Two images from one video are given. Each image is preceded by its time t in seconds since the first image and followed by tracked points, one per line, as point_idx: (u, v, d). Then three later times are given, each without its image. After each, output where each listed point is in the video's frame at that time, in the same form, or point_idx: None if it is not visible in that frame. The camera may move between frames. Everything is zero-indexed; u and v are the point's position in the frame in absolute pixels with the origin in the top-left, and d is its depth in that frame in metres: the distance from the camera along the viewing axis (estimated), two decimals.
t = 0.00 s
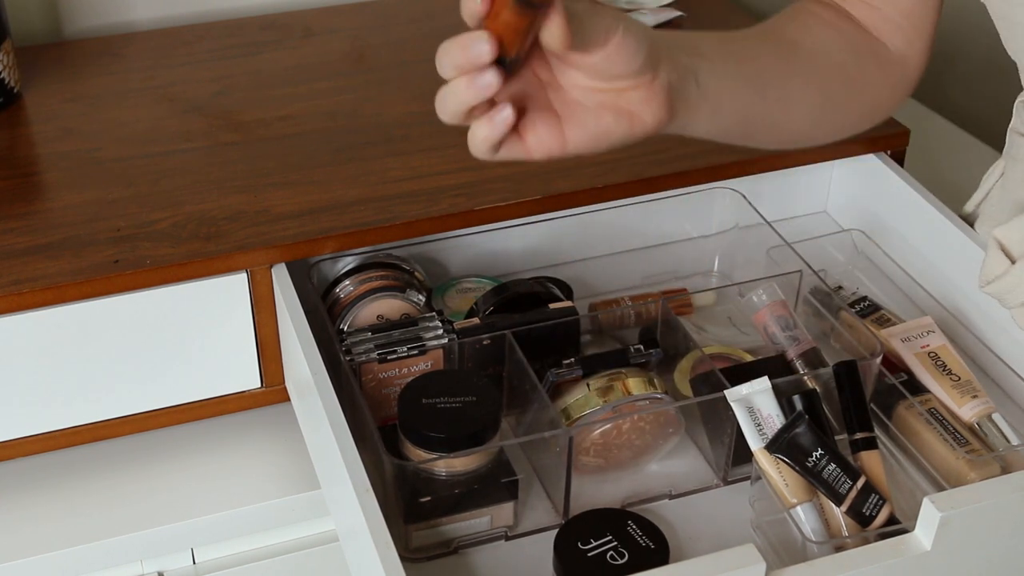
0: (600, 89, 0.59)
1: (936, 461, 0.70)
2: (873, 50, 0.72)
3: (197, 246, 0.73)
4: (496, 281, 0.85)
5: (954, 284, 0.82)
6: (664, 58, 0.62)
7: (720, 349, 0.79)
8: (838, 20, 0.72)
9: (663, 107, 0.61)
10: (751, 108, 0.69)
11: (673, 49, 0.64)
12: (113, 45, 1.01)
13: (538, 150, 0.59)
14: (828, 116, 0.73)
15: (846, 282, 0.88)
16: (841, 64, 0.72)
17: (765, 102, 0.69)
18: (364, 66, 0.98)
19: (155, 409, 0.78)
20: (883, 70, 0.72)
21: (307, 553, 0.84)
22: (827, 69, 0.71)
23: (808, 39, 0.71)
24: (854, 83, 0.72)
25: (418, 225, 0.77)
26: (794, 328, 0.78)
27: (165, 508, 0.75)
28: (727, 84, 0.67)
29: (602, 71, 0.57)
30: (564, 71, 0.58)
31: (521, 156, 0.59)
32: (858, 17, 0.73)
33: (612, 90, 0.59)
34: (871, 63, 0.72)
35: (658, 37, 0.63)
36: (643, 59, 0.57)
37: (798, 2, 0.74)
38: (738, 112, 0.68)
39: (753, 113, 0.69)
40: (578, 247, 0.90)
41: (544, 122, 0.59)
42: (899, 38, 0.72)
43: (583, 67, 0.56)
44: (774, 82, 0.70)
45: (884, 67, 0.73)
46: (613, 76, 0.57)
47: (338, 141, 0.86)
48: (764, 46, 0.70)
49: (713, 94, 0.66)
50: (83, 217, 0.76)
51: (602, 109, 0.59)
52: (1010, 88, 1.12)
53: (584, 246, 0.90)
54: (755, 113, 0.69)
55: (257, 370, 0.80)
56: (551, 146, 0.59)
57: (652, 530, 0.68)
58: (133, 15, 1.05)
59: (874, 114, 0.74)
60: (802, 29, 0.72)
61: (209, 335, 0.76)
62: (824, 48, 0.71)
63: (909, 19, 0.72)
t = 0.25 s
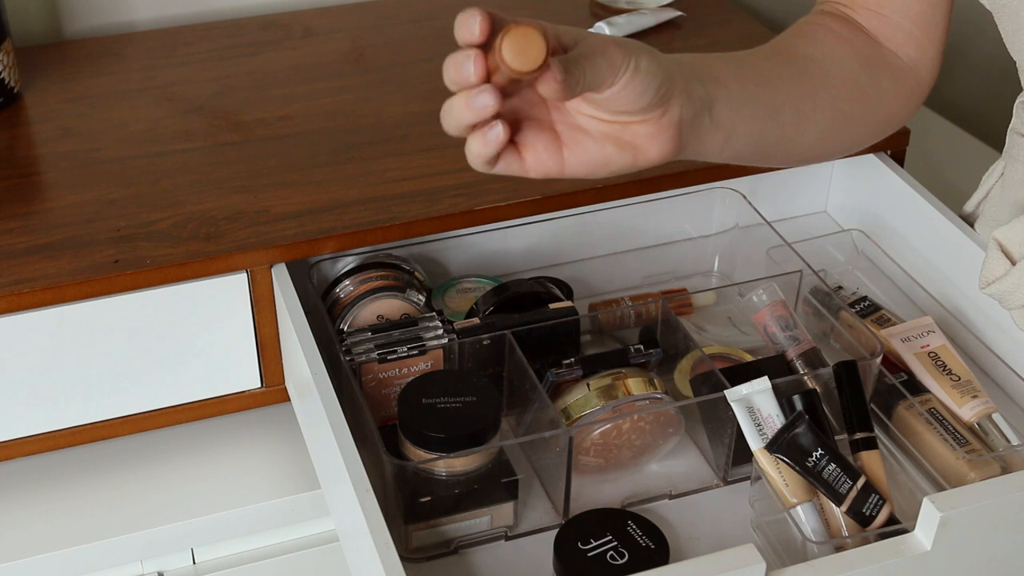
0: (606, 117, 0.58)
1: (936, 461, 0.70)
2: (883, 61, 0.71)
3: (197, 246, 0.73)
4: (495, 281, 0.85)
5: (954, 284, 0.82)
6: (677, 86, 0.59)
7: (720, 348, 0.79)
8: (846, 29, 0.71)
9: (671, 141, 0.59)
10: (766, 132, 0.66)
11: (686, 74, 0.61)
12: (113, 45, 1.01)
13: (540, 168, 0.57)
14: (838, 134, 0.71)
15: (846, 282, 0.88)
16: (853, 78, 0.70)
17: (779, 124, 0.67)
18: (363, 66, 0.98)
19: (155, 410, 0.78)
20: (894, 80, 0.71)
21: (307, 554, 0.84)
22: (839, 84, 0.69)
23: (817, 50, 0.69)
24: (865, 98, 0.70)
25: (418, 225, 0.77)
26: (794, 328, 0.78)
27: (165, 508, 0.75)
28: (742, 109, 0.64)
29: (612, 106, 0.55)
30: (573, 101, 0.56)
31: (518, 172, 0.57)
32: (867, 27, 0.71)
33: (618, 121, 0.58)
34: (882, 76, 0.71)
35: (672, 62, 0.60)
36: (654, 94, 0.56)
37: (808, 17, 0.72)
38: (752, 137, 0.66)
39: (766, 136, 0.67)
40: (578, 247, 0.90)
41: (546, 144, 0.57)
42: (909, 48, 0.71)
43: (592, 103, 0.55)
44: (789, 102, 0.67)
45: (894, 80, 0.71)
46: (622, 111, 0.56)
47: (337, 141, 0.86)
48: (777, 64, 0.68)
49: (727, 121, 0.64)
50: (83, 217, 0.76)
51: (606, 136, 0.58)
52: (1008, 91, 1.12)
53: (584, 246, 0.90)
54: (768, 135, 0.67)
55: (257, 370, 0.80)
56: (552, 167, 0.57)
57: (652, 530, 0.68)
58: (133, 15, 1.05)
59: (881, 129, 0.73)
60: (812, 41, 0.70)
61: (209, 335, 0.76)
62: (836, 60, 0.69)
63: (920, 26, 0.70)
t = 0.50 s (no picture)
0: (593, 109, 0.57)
1: (936, 461, 0.70)
2: (882, 60, 0.71)
3: (197, 247, 0.73)
4: (495, 281, 0.85)
5: (954, 284, 0.82)
6: (668, 83, 0.59)
7: (720, 348, 0.79)
8: (844, 29, 0.70)
9: (659, 137, 0.60)
10: (756, 128, 0.67)
11: (679, 72, 0.61)
12: (113, 45, 1.01)
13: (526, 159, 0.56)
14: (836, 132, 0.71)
15: (846, 282, 0.88)
16: (850, 77, 0.69)
17: (772, 120, 0.67)
18: (363, 66, 0.98)
19: (155, 409, 0.78)
20: (892, 80, 0.71)
21: (307, 554, 0.85)
22: (836, 83, 0.69)
23: (813, 48, 0.69)
24: (862, 97, 0.70)
25: (418, 225, 0.77)
26: (794, 328, 0.78)
27: (165, 508, 0.75)
28: (733, 106, 0.64)
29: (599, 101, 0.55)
30: (563, 95, 0.56)
31: (504, 163, 0.56)
32: (866, 26, 0.71)
33: (605, 115, 0.58)
34: (880, 75, 0.70)
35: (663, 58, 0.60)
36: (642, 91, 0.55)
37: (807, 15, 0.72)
38: (744, 134, 0.66)
39: (757, 132, 0.67)
40: (578, 247, 0.90)
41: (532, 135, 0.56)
42: (907, 48, 0.71)
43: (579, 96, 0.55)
44: (783, 100, 0.67)
45: (891, 79, 0.71)
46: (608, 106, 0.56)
47: (337, 141, 0.86)
48: (771, 62, 0.67)
49: (718, 118, 0.64)
50: (83, 217, 0.76)
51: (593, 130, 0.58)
52: (1007, 91, 1.12)
53: (583, 246, 0.90)
54: (759, 131, 0.67)
55: (257, 370, 0.80)
56: (538, 159, 0.57)
57: (652, 530, 0.68)
58: (133, 16, 1.05)
59: (877, 128, 0.72)
60: (808, 41, 0.70)
61: (209, 335, 0.76)
62: (833, 59, 0.69)
63: (918, 26, 0.70)
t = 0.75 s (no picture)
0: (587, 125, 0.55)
1: (936, 461, 0.70)
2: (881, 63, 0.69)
3: (197, 247, 0.73)
4: (496, 281, 0.85)
5: (954, 285, 0.82)
6: (658, 95, 0.55)
7: (720, 348, 0.79)
8: (842, 34, 0.69)
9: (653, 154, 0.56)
10: (752, 134, 0.64)
11: (670, 81, 0.58)
12: (113, 45, 1.01)
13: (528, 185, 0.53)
14: (833, 139, 0.69)
15: (846, 282, 0.88)
16: (846, 82, 0.67)
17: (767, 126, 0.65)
18: (363, 66, 0.98)
19: (155, 409, 0.78)
20: (890, 83, 0.69)
21: (307, 554, 0.85)
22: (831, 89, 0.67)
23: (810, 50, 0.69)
24: (860, 101, 0.68)
25: (417, 225, 0.77)
26: (794, 328, 0.78)
27: (165, 508, 0.75)
28: (727, 111, 0.61)
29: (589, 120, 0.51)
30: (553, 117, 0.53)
31: (506, 190, 0.53)
32: (862, 28, 0.69)
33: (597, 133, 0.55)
34: (877, 78, 0.68)
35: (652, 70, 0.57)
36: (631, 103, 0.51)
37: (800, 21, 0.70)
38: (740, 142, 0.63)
39: (752, 140, 0.64)
40: (578, 247, 0.90)
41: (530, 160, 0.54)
42: (905, 50, 0.69)
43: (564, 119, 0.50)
44: (778, 105, 0.65)
45: (889, 81, 0.69)
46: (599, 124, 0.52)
47: (337, 141, 0.86)
48: (764, 66, 0.65)
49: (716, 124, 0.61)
50: (83, 217, 0.76)
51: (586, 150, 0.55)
52: (1007, 91, 1.12)
53: (584, 246, 0.90)
54: (755, 138, 0.64)
55: (257, 370, 0.80)
56: (539, 182, 0.54)
57: (652, 530, 0.68)
58: (133, 16, 1.05)
59: (874, 131, 0.70)
60: (802, 45, 0.67)
61: (210, 335, 0.76)
62: (828, 64, 0.67)
63: (916, 27, 0.68)
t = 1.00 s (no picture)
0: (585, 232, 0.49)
1: (936, 461, 0.70)
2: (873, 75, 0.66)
3: (197, 247, 0.73)
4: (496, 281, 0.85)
5: (954, 284, 0.82)
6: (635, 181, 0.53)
7: (720, 348, 0.79)
8: (822, 62, 0.65)
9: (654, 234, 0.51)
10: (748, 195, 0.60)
11: (643, 164, 0.55)
12: (113, 45, 1.01)
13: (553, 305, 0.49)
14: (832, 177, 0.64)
15: (846, 282, 0.88)
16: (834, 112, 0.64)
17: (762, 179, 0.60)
18: (363, 66, 0.98)
19: (155, 410, 0.78)
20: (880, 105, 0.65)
21: (307, 554, 0.85)
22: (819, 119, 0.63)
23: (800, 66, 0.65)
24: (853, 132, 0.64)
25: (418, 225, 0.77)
26: (794, 328, 0.78)
27: (165, 508, 0.75)
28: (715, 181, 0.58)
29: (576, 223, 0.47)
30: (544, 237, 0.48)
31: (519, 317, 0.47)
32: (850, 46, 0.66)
33: (597, 237, 0.49)
34: (868, 103, 0.65)
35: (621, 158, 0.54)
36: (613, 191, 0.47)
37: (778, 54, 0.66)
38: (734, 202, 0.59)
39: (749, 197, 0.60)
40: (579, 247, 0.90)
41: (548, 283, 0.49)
42: (896, 67, 0.65)
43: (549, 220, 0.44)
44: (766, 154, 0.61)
45: (881, 103, 0.65)
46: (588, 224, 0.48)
47: (338, 141, 0.86)
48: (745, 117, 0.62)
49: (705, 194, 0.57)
50: (83, 217, 0.76)
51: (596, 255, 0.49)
52: (1008, 91, 1.12)
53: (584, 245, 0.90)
54: (751, 199, 0.60)
55: (257, 370, 0.79)
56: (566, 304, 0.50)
57: (652, 530, 0.68)
58: (133, 16, 1.05)
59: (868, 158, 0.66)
60: (787, 82, 0.64)
61: (210, 335, 0.76)
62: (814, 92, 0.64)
63: (908, 41, 0.65)
